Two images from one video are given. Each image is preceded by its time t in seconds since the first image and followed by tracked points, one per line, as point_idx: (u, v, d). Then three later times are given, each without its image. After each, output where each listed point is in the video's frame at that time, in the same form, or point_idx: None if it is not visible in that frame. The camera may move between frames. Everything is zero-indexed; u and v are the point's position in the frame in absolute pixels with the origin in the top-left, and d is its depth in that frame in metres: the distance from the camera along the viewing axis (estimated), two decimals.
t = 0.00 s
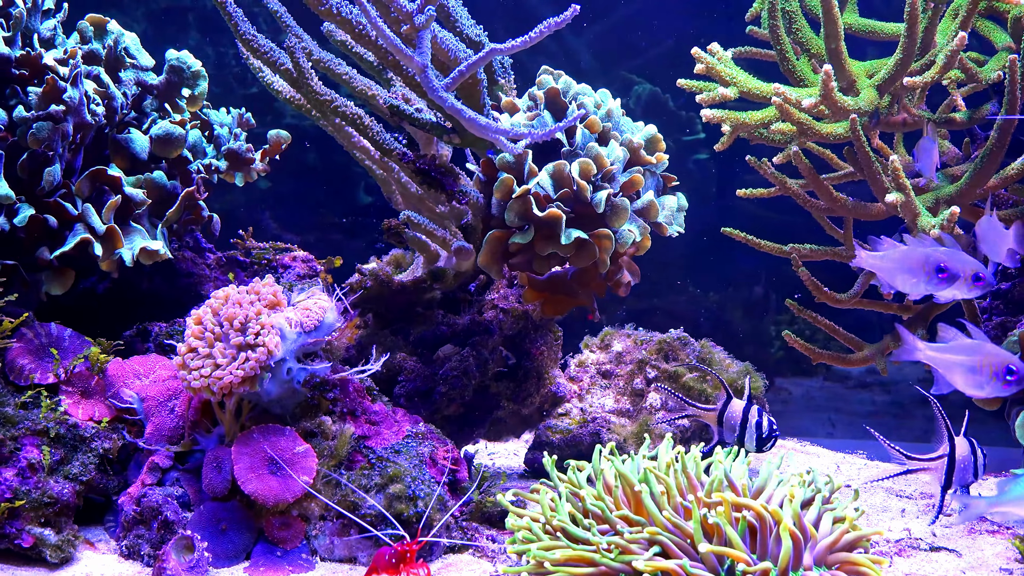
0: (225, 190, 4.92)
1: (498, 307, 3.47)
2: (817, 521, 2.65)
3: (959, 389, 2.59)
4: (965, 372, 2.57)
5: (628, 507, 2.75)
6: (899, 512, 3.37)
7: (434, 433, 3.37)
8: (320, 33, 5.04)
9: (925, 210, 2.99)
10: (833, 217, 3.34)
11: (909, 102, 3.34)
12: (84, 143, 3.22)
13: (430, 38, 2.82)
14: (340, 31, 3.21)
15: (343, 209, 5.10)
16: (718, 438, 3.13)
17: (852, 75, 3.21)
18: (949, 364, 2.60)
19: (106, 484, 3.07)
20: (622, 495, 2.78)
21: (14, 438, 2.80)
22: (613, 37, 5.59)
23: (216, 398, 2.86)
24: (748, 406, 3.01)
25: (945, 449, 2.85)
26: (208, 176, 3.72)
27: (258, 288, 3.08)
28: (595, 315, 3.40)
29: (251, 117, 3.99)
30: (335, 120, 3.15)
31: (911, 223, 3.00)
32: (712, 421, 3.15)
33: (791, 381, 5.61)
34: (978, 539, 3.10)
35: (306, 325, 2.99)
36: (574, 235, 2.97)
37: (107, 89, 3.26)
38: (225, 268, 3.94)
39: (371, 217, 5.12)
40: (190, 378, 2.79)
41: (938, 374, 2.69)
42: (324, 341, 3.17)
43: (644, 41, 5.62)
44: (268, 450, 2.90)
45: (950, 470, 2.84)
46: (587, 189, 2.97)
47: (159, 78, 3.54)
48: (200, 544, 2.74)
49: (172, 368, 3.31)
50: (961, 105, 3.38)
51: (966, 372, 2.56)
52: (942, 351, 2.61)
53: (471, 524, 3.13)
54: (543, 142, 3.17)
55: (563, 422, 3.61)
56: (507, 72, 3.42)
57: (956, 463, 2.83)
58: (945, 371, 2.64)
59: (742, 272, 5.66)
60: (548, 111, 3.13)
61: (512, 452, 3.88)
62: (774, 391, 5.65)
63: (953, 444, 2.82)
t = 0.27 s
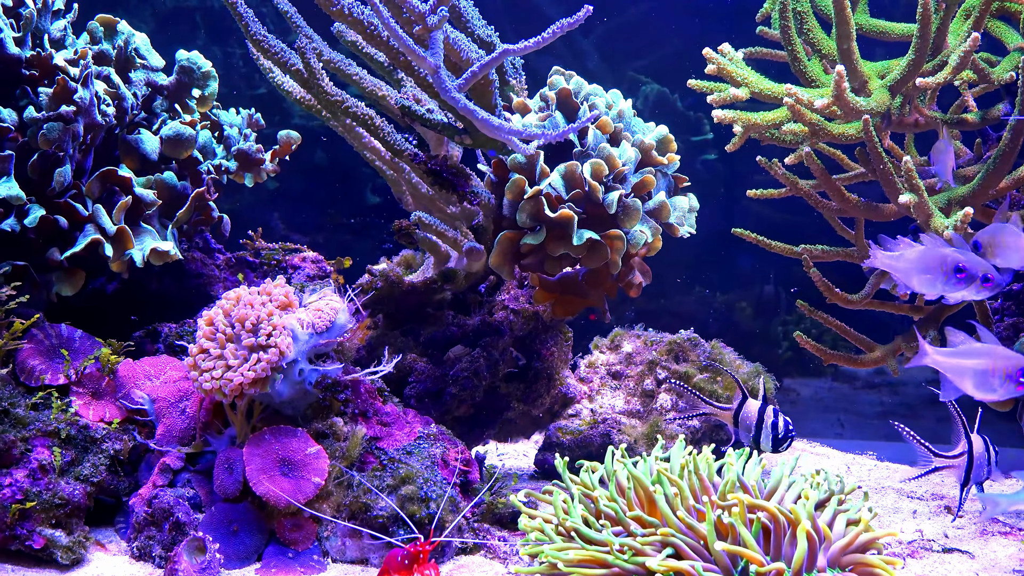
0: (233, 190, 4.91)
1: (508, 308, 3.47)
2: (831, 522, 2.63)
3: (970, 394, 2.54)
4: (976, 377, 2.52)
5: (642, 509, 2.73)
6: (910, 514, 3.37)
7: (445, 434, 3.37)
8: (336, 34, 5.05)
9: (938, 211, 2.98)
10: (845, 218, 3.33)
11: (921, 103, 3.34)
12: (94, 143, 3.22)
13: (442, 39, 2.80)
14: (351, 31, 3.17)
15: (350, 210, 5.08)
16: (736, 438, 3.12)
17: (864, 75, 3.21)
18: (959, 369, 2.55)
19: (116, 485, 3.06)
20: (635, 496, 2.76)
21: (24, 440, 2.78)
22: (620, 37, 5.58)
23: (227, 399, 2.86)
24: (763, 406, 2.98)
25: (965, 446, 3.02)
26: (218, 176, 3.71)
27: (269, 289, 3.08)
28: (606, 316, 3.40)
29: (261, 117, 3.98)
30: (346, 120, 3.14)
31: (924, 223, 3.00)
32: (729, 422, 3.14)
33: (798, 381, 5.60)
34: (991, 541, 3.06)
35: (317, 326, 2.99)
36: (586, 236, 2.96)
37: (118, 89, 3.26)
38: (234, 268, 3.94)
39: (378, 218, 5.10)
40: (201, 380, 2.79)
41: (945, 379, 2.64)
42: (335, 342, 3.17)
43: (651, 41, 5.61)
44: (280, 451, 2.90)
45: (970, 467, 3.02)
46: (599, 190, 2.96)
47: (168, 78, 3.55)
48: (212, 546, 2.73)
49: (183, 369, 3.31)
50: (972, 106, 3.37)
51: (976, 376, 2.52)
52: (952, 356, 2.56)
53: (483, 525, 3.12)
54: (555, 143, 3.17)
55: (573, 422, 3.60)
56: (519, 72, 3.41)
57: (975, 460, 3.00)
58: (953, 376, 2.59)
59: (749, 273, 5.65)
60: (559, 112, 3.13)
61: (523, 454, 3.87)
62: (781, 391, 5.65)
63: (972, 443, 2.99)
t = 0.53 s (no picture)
0: (242, 191, 4.91)
1: (519, 309, 3.46)
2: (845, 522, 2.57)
3: (987, 396, 2.55)
4: (994, 379, 2.52)
5: (655, 511, 2.71)
6: (922, 515, 3.37)
7: (456, 434, 3.36)
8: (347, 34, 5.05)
9: (951, 212, 2.97)
10: (856, 219, 3.33)
11: (934, 103, 3.33)
12: (105, 144, 3.21)
13: (455, 39, 2.78)
14: (362, 31, 3.13)
15: (358, 210, 5.07)
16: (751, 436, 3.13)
17: (876, 76, 3.20)
18: (973, 371, 2.55)
19: (128, 486, 3.06)
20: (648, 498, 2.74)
21: (35, 441, 2.78)
22: (628, 37, 5.57)
23: (239, 400, 2.85)
24: (777, 405, 2.97)
25: (980, 445, 3.04)
26: (228, 177, 3.71)
27: (281, 290, 3.07)
28: (617, 317, 3.39)
29: (271, 118, 3.97)
30: (357, 121, 3.11)
31: (937, 224, 2.99)
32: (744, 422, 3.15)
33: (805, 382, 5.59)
34: (1003, 542, 3.07)
35: (330, 327, 2.98)
36: (598, 237, 2.95)
37: (128, 90, 3.26)
38: (244, 269, 3.94)
39: (386, 219, 5.09)
40: (213, 381, 2.78)
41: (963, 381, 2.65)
42: (347, 343, 3.16)
43: (659, 41, 5.61)
44: (292, 453, 2.89)
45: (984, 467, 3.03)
46: (611, 191, 2.95)
47: (179, 79, 3.55)
48: (224, 547, 2.73)
49: (194, 371, 3.33)
50: (984, 106, 3.36)
51: (994, 378, 2.52)
52: (967, 358, 2.57)
53: (495, 527, 3.11)
54: (566, 144, 3.17)
55: (584, 423, 3.60)
56: (530, 73, 3.40)
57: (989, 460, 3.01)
58: (970, 378, 2.60)
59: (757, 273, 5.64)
60: (571, 112, 3.13)
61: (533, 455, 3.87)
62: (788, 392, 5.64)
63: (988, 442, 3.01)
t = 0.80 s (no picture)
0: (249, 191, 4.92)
1: (527, 310, 3.46)
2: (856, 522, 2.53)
3: (995, 393, 2.50)
4: (1000, 375, 2.48)
5: (666, 512, 2.69)
6: (932, 516, 3.37)
7: (465, 436, 3.35)
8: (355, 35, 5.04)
9: (962, 213, 2.97)
10: (866, 220, 3.32)
11: (944, 104, 3.32)
12: (114, 144, 3.21)
13: (465, 40, 2.79)
14: (371, 32, 3.13)
15: (365, 211, 5.07)
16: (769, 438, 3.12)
17: (886, 76, 3.20)
18: (980, 367, 2.51)
19: (137, 487, 3.05)
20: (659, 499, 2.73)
21: (44, 442, 2.77)
22: (634, 37, 5.57)
23: (249, 401, 2.84)
24: (783, 406, 2.97)
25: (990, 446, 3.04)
26: (236, 178, 3.71)
27: (291, 291, 3.07)
28: (627, 318, 3.38)
29: (279, 118, 3.97)
30: (366, 122, 3.13)
31: (948, 225, 2.99)
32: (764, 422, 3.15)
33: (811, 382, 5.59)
34: (1014, 543, 3.07)
35: (339, 328, 2.98)
36: (608, 238, 2.95)
37: (137, 90, 3.26)
38: (252, 270, 3.94)
39: (393, 219, 5.09)
40: (223, 382, 2.77)
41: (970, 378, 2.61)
42: (357, 344, 3.16)
43: (665, 42, 5.61)
44: (302, 454, 2.88)
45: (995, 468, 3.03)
46: (621, 192, 2.95)
47: (188, 80, 3.55)
48: (234, 548, 2.72)
49: (203, 372, 3.31)
50: (994, 107, 3.35)
51: (1001, 374, 2.48)
52: (974, 355, 2.53)
53: (504, 528, 3.10)
54: (576, 145, 3.18)
55: (592, 424, 3.60)
56: (540, 74, 3.41)
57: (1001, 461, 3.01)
58: (977, 375, 2.55)
59: (763, 273, 5.64)
60: (580, 113, 3.13)
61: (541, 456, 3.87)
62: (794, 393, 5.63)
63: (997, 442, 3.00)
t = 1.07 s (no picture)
0: (257, 192, 4.91)
1: (538, 311, 3.45)
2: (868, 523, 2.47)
3: (999, 387, 2.46)
4: (1004, 369, 2.44)
5: (680, 514, 2.67)
6: (943, 518, 3.36)
7: (476, 437, 3.36)
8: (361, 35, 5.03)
9: (975, 213, 2.96)
10: (877, 221, 3.32)
11: (955, 104, 3.31)
12: (124, 145, 3.20)
13: (477, 40, 2.79)
14: (381, 33, 3.13)
15: (373, 212, 5.07)
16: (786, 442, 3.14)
17: (897, 77, 3.20)
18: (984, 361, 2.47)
19: (147, 489, 3.04)
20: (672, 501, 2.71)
21: (55, 443, 2.77)
22: (641, 38, 5.57)
23: (260, 403, 2.83)
24: (800, 412, 2.97)
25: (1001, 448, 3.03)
26: (246, 178, 3.72)
27: (302, 292, 3.07)
28: (637, 319, 3.38)
29: (289, 119, 3.96)
30: (376, 122, 3.12)
31: (960, 226, 2.98)
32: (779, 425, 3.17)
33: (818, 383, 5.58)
34: None
35: (351, 329, 2.97)
36: (619, 239, 2.94)
37: (147, 91, 3.25)
38: (261, 271, 3.94)
39: (400, 220, 5.09)
40: (234, 384, 2.76)
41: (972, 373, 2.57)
42: (368, 345, 3.16)
43: (672, 42, 5.60)
44: (313, 455, 2.87)
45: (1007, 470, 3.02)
46: (633, 193, 2.94)
47: (197, 81, 3.56)
48: (245, 550, 2.68)
49: (214, 373, 3.30)
50: (1005, 107, 3.35)
51: (1004, 367, 2.43)
52: (976, 348, 2.49)
53: (516, 530, 3.09)
54: (587, 146, 3.17)
55: (602, 425, 3.59)
56: (550, 74, 3.41)
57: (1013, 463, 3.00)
58: (978, 368, 2.51)
59: (770, 274, 5.63)
60: (592, 114, 3.13)
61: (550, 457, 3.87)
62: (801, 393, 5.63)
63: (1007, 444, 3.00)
